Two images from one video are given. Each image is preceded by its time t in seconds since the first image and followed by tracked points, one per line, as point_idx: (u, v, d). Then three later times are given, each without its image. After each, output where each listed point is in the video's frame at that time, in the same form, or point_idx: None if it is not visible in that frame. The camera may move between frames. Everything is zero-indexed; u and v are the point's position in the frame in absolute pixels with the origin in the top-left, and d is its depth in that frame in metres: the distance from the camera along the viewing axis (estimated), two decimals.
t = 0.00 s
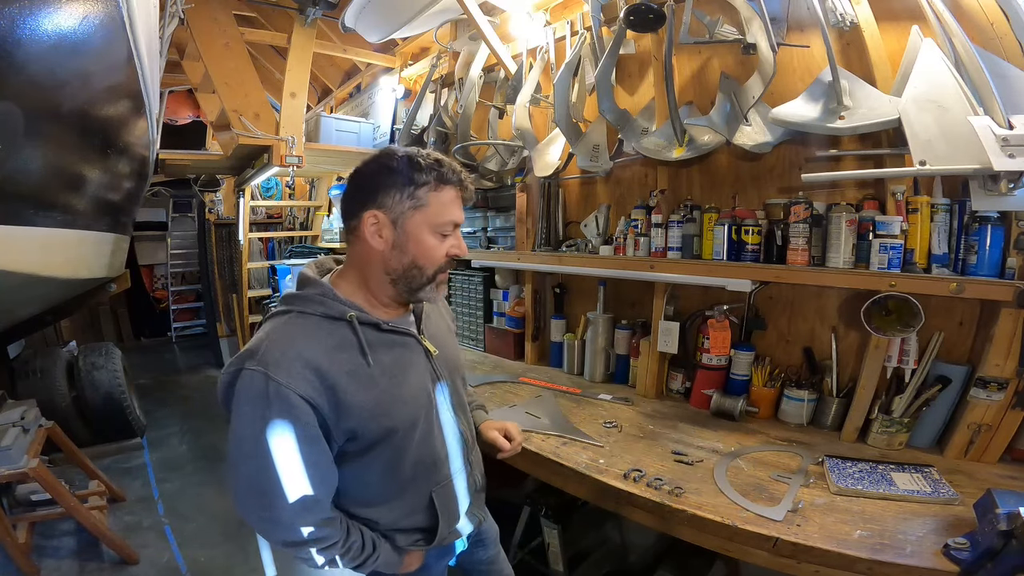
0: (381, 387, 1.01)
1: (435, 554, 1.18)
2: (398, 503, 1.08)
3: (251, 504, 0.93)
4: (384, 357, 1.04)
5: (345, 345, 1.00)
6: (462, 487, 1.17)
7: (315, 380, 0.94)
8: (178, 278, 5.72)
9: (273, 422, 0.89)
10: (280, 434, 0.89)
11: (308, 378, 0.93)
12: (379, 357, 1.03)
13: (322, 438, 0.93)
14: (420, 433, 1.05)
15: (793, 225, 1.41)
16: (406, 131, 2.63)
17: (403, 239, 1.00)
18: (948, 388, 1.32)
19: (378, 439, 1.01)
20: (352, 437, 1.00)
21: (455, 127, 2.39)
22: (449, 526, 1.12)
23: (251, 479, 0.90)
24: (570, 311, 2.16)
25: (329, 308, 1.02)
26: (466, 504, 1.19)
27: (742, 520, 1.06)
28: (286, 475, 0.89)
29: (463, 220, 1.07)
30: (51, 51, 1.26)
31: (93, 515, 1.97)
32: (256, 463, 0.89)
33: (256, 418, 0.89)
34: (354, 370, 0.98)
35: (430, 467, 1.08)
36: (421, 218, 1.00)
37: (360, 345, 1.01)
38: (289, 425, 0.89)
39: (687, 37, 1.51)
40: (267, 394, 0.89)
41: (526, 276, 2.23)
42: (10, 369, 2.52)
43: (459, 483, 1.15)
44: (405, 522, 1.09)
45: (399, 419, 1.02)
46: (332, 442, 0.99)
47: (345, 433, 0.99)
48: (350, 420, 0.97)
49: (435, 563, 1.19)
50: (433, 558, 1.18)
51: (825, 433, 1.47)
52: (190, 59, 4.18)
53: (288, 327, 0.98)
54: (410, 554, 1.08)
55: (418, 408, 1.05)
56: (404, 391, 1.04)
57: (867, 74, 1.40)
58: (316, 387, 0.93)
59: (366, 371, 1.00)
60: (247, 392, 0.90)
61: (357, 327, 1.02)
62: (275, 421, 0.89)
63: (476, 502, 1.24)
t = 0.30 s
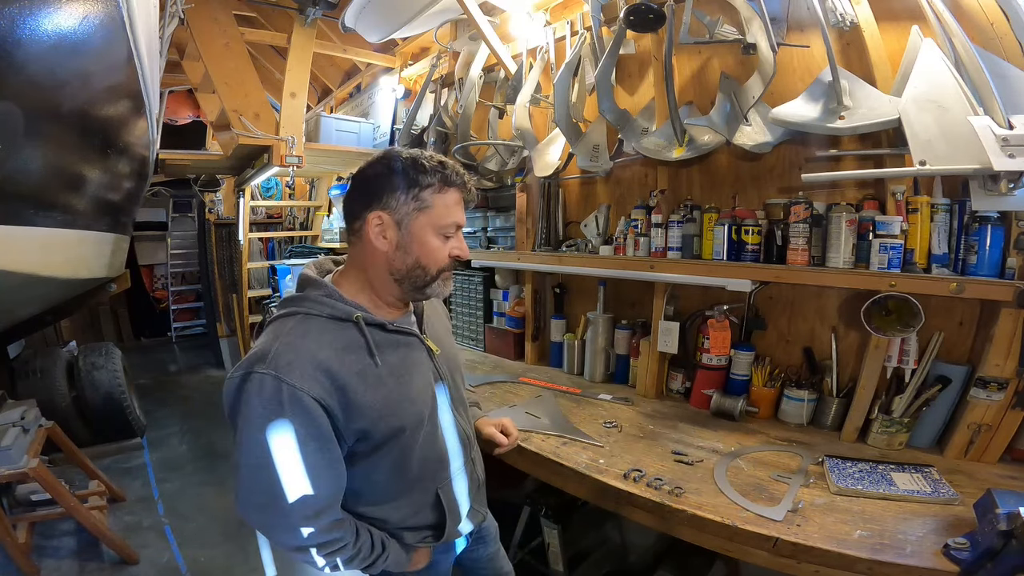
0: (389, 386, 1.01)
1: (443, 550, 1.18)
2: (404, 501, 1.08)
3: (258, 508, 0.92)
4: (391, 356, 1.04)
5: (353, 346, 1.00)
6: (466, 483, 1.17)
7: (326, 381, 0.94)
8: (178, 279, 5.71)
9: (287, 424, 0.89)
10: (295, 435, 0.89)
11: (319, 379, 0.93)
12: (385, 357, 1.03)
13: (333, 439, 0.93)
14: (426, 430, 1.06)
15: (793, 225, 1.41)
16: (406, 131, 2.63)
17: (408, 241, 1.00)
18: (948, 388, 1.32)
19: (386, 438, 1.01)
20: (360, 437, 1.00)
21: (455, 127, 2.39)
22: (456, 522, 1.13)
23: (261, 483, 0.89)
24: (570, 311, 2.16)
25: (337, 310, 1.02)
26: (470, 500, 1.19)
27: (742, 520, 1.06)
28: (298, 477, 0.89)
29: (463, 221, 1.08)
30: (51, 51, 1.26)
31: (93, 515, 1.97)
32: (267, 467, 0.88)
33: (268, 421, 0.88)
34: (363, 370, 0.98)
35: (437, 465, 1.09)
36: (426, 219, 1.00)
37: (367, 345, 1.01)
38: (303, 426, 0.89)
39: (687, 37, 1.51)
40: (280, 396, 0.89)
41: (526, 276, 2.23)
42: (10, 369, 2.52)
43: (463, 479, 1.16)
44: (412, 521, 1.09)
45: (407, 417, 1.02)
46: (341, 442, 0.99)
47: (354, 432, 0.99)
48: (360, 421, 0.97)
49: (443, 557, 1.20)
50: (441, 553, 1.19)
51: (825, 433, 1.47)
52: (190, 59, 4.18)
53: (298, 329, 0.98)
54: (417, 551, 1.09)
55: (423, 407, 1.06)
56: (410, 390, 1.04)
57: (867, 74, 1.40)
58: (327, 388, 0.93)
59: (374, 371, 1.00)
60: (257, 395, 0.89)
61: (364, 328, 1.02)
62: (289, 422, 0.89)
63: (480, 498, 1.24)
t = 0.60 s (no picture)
0: (370, 362, 1.04)
1: (411, 533, 1.14)
2: (377, 476, 1.08)
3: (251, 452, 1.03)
4: (378, 338, 1.06)
5: (344, 321, 1.05)
6: (450, 475, 1.14)
7: (309, 347, 0.99)
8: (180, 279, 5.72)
9: (271, 372, 0.97)
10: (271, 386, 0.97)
11: (306, 343, 0.99)
12: (373, 337, 1.05)
13: (311, 396, 0.99)
14: (401, 412, 1.06)
15: (796, 225, 1.41)
16: (408, 131, 2.63)
17: (377, 209, 1.04)
18: (951, 389, 1.32)
19: (362, 411, 1.04)
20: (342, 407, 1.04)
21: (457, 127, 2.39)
22: (425, 506, 1.11)
23: (250, 420, 0.99)
24: (572, 311, 2.16)
25: (341, 289, 1.07)
26: (452, 495, 1.15)
27: (744, 520, 1.06)
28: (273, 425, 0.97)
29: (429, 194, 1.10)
30: (55, 51, 1.27)
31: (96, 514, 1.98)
32: (256, 407, 0.98)
33: (261, 367, 0.99)
34: (345, 343, 1.02)
35: (410, 449, 1.07)
36: (390, 184, 1.04)
37: (358, 320, 1.05)
38: (283, 377, 0.97)
39: (690, 37, 1.51)
40: (271, 348, 0.98)
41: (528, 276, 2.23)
42: (13, 369, 2.52)
43: (446, 471, 1.13)
44: (385, 499, 1.10)
45: (381, 393, 1.04)
46: (325, 403, 1.04)
47: (337, 397, 1.04)
48: (339, 387, 1.02)
49: (414, 543, 1.16)
50: (412, 537, 1.14)
51: (827, 434, 1.47)
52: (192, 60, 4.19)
53: (304, 301, 1.06)
54: (382, 520, 1.09)
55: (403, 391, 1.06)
56: (390, 370, 1.05)
57: (870, 74, 1.40)
58: (311, 352, 0.99)
59: (356, 346, 1.03)
60: (260, 346, 1.00)
61: (358, 308, 1.06)
62: (272, 371, 0.97)
63: (469, 497, 1.18)
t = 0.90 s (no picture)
0: (371, 363, 1.03)
1: (415, 537, 1.13)
2: (381, 479, 1.08)
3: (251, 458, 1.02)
4: (380, 337, 1.05)
5: (344, 321, 1.04)
6: (455, 475, 1.14)
7: (309, 348, 0.98)
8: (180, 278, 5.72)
9: (270, 376, 0.96)
10: (272, 390, 0.96)
11: (306, 346, 0.98)
12: (375, 337, 1.05)
13: (311, 399, 0.98)
14: (405, 413, 1.06)
15: (796, 225, 1.41)
16: (408, 131, 2.63)
17: (381, 208, 1.03)
18: (951, 389, 1.32)
19: (366, 413, 1.04)
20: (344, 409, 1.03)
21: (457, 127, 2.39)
22: (431, 507, 1.10)
23: (249, 426, 0.98)
24: (572, 311, 2.16)
25: (339, 290, 1.06)
26: (458, 496, 1.15)
27: (744, 520, 1.06)
28: (274, 429, 0.96)
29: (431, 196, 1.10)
30: (55, 52, 1.26)
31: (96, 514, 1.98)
32: (256, 413, 0.97)
33: (259, 373, 0.98)
34: (346, 344, 1.02)
35: (414, 450, 1.07)
36: (395, 184, 1.03)
37: (358, 322, 1.04)
38: (283, 382, 0.96)
39: (689, 37, 1.50)
40: (269, 353, 0.97)
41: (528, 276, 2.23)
42: (13, 369, 2.52)
43: (452, 471, 1.13)
44: (391, 501, 1.09)
45: (385, 394, 1.03)
46: (326, 407, 1.03)
47: (338, 400, 1.04)
48: (341, 389, 1.01)
49: (418, 547, 1.15)
50: (416, 542, 1.14)
51: (827, 434, 1.47)
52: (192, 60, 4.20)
53: (303, 302, 1.05)
54: (385, 525, 1.08)
55: (406, 390, 1.06)
56: (394, 369, 1.05)
57: (869, 74, 1.40)
58: (311, 355, 0.98)
59: (358, 347, 1.03)
60: (258, 349, 0.99)
61: (358, 307, 1.05)
62: (271, 376, 0.96)
63: (473, 497, 1.19)
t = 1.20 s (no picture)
0: (369, 368, 1.02)
1: (426, 548, 1.15)
2: (387, 487, 1.07)
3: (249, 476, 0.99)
4: (376, 341, 1.04)
5: (338, 328, 1.03)
6: (464, 478, 1.13)
7: (303, 358, 0.97)
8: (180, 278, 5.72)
9: (263, 390, 0.94)
10: (268, 404, 0.94)
11: (298, 356, 0.97)
12: (371, 341, 1.04)
13: (309, 411, 0.97)
14: (408, 417, 1.05)
15: (796, 225, 1.41)
16: (408, 131, 2.63)
17: (380, 208, 1.03)
18: (950, 389, 1.32)
19: (367, 420, 1.03)
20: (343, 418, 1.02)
21: (457, 127, 2.39)
22: (440, 514, 1.11)
23: (244, 444, 0.96)
24: (571, 311, 2.16)
25: (328, 295, 1.04)
26: (468, 500, 1.15)
27: (744, 520, 1.06)
28: (272, 445, 0.94)
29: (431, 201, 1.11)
30: (54, 52, 1.26)
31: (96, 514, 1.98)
32: (251, 429, 0.95)
33: (250, 387, 0.95)
34: (342, 351, 1.00)
35: (418, 455, 1.07)
36: (397, 186, 1.03)
37: (352, 328, 1.03)
38: (276, 395, 0.94)
39: (689, 37, 1.50)
40: (260, 366, 0.95)
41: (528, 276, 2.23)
42: (12, 369, 2.52)
43: (459, 475, 1.12)
44: (398, 509, 1.09)
45: (385, 400, 1.03)
46: (324, 417, 1.02)
47: (336, 409, 1.02)
48: (339, 397, 1.00)
49: (427, 556, 1.16)
50: (426, 553, 1.16)
51: (827, 434, 1.47)
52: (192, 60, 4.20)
53: (291, 310, 1.03)
54: (393, 535, 1.09)
55: (407, 393, 1.05)
56: (393, 373, 1.04)
57: (869, 74, 1.40)
58: (305, 365, 0.97)
59: (354, 353, 1.01)
60: (248, 363, 0.97)
61: (350, 312, 1.04)
62: (264, 389, 0.94)
63: (482, 501, 1.19)
